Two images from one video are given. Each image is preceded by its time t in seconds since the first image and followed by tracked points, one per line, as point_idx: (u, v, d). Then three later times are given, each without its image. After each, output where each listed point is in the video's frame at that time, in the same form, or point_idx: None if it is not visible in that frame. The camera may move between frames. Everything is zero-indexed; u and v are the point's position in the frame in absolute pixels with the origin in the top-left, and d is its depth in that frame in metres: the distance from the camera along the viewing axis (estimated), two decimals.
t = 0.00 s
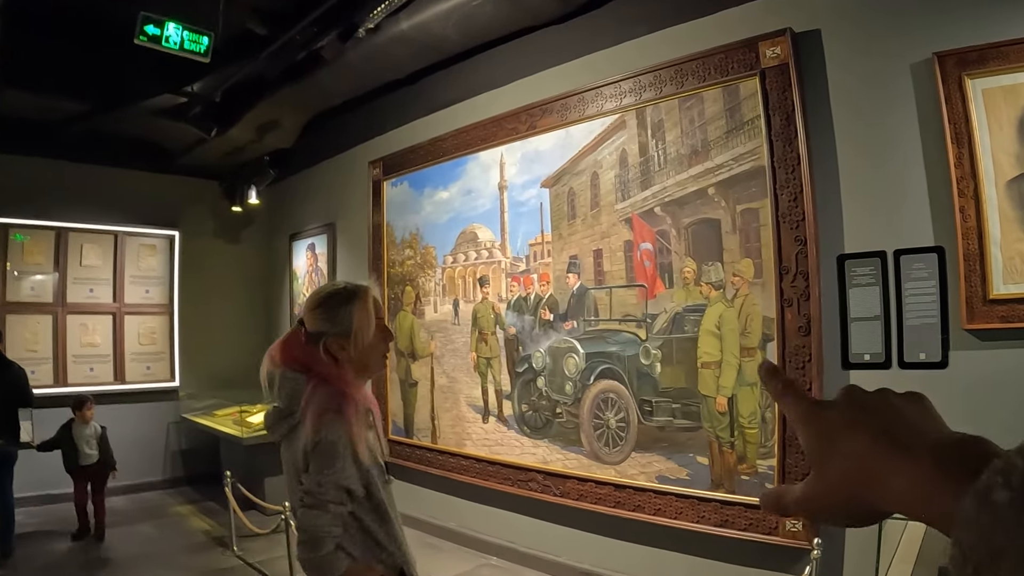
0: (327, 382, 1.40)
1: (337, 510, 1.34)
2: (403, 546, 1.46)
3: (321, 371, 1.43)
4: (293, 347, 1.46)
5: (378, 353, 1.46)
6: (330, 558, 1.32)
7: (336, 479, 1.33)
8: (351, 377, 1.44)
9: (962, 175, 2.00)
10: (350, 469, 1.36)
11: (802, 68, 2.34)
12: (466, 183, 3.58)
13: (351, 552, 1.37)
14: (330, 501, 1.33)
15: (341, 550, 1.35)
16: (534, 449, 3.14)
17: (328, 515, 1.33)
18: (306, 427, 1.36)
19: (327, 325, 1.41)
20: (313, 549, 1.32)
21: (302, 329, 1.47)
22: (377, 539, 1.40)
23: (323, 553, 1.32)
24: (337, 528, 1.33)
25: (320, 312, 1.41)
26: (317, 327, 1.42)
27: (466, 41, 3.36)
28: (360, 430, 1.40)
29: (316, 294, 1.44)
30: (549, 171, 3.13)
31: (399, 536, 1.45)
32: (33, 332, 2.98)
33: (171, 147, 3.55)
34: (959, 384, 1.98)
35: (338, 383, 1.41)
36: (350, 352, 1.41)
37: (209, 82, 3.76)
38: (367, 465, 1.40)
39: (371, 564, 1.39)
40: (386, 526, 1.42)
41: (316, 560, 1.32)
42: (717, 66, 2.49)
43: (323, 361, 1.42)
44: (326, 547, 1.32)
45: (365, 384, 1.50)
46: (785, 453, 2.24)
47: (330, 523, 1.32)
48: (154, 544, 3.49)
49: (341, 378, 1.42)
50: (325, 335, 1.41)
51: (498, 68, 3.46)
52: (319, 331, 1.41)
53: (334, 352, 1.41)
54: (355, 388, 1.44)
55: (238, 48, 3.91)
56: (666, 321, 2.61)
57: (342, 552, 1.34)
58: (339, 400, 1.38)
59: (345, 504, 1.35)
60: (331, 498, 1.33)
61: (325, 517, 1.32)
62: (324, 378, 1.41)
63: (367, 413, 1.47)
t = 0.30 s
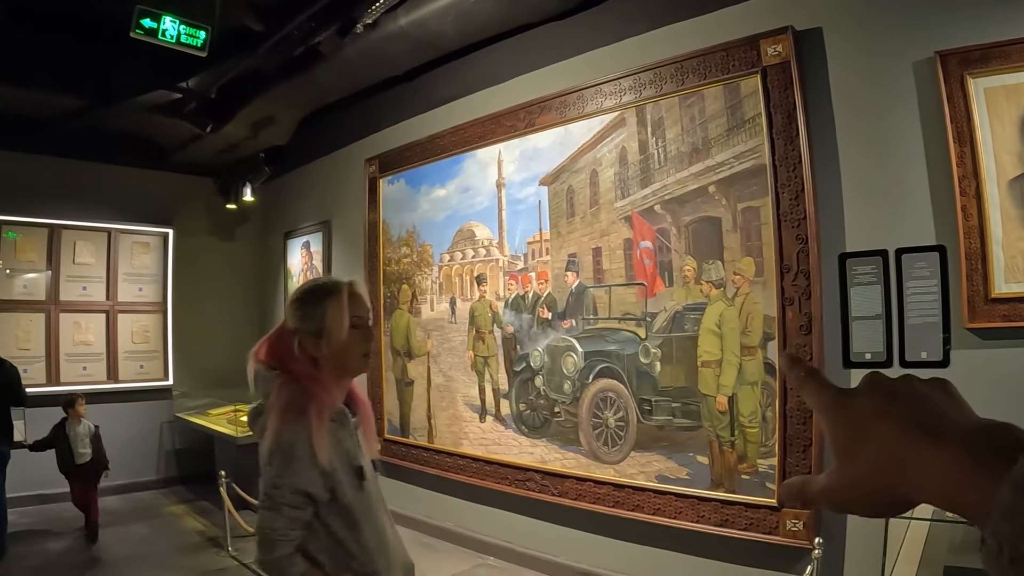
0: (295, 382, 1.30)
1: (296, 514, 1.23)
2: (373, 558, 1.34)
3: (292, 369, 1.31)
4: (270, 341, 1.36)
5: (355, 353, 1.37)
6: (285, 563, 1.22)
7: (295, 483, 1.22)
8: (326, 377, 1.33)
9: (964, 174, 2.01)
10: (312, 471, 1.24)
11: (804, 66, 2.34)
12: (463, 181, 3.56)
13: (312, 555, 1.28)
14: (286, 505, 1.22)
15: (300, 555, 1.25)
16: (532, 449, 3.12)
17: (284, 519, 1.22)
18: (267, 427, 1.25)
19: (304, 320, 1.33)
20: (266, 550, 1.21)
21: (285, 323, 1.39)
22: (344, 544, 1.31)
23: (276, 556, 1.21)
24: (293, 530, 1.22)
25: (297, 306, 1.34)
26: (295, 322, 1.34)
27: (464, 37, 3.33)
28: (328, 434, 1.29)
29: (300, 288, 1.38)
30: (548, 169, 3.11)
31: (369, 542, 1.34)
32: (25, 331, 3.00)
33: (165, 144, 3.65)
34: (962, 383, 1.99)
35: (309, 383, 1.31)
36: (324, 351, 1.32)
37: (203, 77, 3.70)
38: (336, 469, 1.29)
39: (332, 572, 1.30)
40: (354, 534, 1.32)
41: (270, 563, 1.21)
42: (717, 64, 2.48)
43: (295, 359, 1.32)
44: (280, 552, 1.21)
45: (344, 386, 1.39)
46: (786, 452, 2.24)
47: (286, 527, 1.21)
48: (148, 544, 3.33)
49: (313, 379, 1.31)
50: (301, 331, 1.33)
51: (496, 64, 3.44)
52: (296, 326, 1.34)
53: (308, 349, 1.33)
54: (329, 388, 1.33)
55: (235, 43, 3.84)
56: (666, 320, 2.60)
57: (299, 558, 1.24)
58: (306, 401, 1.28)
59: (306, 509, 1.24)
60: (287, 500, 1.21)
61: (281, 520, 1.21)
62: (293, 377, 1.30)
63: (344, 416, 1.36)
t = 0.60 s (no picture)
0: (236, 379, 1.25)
1: (223, 509, 1.14)
2: (310, 567, 1.23)
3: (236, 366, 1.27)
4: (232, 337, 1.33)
5: (305, 355, 1.28)
6: (210, 555, 1.13)
7: (223, 476, 1.15)
8: (274, 379, 1.27)
9: (958, 174, 2.01)
10: (244, 465, 1.17)
11: (798, 65, 2.32)
12: (454, 178, 3.53)
13: (244, 553, 1.18)
14: (212, 497, 1.14)
15: (229, 548, 1.15)
16: (522, 448, 3.09)
17: (209, 512, 1.14)
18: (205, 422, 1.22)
19: (256, 317, 1.27)
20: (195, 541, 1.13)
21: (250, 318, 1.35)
22: (276, 548, 1.20)
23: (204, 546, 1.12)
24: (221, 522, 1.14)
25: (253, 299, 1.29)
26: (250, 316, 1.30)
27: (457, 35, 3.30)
28: (264, 435, 1.22)
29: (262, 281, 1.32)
30: (539, 167, 3.09)
31: (307, 545, 1.24)
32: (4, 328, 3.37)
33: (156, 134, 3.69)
34: (956, 384, 2.01)
35: (252, 382, 1.25)
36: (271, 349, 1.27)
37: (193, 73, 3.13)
38: (272, 467, 1.21)
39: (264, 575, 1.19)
40: (290, 537, 1.22)
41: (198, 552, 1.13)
42: (711, 62, 2.46)
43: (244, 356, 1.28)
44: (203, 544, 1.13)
45: (296, 386, 1.32)
46: (779, 452, 2.24)
47: (212, 520, 1.14)
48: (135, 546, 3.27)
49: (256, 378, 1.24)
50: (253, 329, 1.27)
51: (488, 62, 3.40)
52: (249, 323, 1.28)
53: (257, 348, 1.26)
54: (277, 389, 1.27)
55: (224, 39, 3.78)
56: (658, 319, 2.58)
57: (228, 551, 1.15)
58: (246, 399, 1.22)
59: (235, 505, 1.16)
60: (216, 491, 1.14)
61: (207, 513, 1.14)
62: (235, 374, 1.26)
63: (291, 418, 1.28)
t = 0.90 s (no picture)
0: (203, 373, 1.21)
1: (185, 500, 1.10)
2: (277, 567, 1.14)
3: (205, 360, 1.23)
4: (211, 336, 1.30)
5: (269, 344, 1.22)
6: (171, 548, 1.08)
7: (184, 466, 1.10)
8: (241, 367, 1.21)
9: (962, 165, 1.99)
10: (202, 456, 1.11)
11: (799, 57, 2.30)
12: (453, 171, 3.50)
13: (210, 546, 1.14)
14: (174, 488, 1.10)
15: (193, 541, 1.11)
16: (522, 443, 3.07)
17: (172, 502, 1.09)
18: (176, 419, 1.19)
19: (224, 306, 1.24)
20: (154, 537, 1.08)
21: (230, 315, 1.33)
22: (241, 543, 1.14)
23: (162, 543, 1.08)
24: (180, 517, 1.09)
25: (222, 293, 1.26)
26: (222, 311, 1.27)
27: (454, 26, 3.26)
28: (229, 427, 1.15)
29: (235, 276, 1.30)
30: (538, 159, 3.06)
31: (273, 543, 1.15)
32: (9, 325, 3.77)
33: (150, 134, 3.97)
34: (959, 376, 2.00)
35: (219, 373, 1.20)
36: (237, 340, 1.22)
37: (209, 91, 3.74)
38: (237, 460, 1.15)
39: (231, 571, 1.13)
40: (256, 533, 1.14)
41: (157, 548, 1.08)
42: (712, 53, 2.44)
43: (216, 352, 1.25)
44: (164, 535, 1.08)
45: (268, 380, 1.26)
46: (781, 446, 2.23)
47: (174, 511, 1.09)
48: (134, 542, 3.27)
49: (221, 369, 1.19)
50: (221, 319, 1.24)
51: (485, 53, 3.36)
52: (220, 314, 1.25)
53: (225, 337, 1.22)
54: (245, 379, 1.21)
55: (220, 33, 3.76)
56: (659, 312, 2.56)
57: (191, 544, 1.10)
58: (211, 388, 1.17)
59: (199, 496, 1.11)
60: (175, 483, 1.10)
61: (170, 503, 1.09)
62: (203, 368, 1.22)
63: (260, 411, 1.21)
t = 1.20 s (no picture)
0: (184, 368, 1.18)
1: (169, 499, 1.07)
2: (263, 565, 1.13)
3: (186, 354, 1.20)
4: (191, 330, 1.27)
5: (252, 339, 1.20)
6: (156, 547, 1.06)
7: (168, 464, 1.07)
8: (224, 361, 1.19)
9: (962, 160, 1.97)
10: (188, 455, 1.08)
11: (798, 51, 2.28)
12: (449, 166, 3.48)
13: (195, 546, 1.12)
14: (158, 487, 1.07)
15: (178, 541, 1.09)
16: (518, 439, 3.05)
17: (156, 501, 1.07)
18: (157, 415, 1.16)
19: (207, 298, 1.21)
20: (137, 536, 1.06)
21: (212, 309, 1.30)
22: (227, 542, 1.12)
23: (145, 541, 1.06)
24: (165, 517, 1.07)
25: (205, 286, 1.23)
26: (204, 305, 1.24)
27: (451, 20, 3.22)
28: (212, 423, 1.13)
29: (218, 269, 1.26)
30: (534, 154, 3.04)
31: (261, 542, 1.13)
32: None
33: (145, 129, 3.78)
34: (959, 372, 1.98)
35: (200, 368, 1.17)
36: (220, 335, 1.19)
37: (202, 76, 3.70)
38: (221, 456, 1.13)
39: (216, 571, 1.12)
40: (241, 532, 1.12)
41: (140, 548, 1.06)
42: (711, 47, 2.41)
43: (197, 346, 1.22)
44: (149, 535, 1.06)
45: (250, 375, 1.24)
46: (779, 442, 2.21)
47: (158, 510, 1.07)
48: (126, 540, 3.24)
49: (203, 363, 1.16)
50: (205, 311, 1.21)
51: (481, 47, 3.32)
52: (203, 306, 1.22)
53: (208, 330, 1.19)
54: (228, 374, 1.19)
55: (213, 27, 3.72)
56: (656, 308, 2.55)
57: (175, 543, 1.08)
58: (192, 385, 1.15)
59: (183, 494, 1.09)
60: (159, 482, 1.07)
61: (154, 501, 1.07)
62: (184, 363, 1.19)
63: (244, 407, 1.19)
